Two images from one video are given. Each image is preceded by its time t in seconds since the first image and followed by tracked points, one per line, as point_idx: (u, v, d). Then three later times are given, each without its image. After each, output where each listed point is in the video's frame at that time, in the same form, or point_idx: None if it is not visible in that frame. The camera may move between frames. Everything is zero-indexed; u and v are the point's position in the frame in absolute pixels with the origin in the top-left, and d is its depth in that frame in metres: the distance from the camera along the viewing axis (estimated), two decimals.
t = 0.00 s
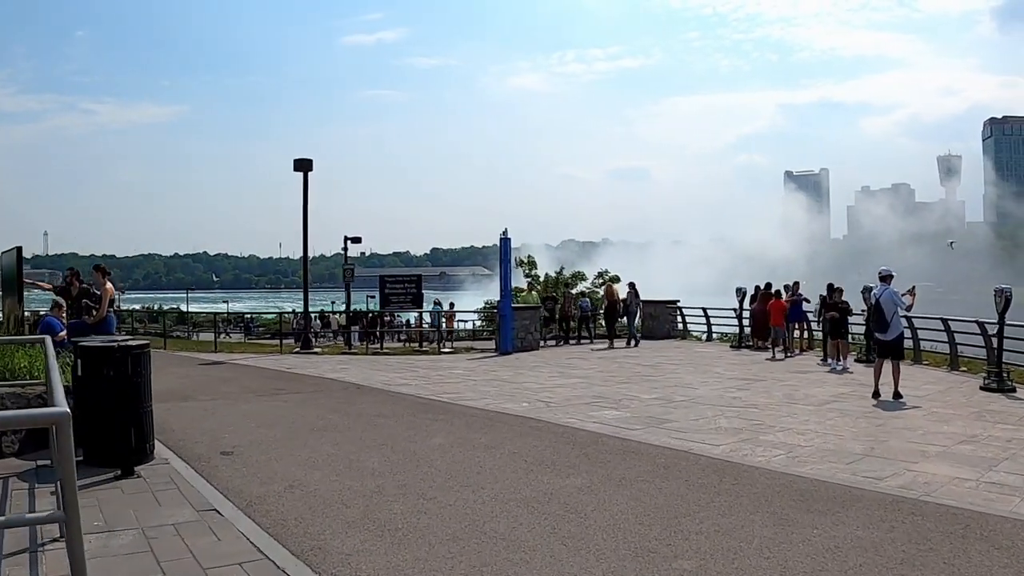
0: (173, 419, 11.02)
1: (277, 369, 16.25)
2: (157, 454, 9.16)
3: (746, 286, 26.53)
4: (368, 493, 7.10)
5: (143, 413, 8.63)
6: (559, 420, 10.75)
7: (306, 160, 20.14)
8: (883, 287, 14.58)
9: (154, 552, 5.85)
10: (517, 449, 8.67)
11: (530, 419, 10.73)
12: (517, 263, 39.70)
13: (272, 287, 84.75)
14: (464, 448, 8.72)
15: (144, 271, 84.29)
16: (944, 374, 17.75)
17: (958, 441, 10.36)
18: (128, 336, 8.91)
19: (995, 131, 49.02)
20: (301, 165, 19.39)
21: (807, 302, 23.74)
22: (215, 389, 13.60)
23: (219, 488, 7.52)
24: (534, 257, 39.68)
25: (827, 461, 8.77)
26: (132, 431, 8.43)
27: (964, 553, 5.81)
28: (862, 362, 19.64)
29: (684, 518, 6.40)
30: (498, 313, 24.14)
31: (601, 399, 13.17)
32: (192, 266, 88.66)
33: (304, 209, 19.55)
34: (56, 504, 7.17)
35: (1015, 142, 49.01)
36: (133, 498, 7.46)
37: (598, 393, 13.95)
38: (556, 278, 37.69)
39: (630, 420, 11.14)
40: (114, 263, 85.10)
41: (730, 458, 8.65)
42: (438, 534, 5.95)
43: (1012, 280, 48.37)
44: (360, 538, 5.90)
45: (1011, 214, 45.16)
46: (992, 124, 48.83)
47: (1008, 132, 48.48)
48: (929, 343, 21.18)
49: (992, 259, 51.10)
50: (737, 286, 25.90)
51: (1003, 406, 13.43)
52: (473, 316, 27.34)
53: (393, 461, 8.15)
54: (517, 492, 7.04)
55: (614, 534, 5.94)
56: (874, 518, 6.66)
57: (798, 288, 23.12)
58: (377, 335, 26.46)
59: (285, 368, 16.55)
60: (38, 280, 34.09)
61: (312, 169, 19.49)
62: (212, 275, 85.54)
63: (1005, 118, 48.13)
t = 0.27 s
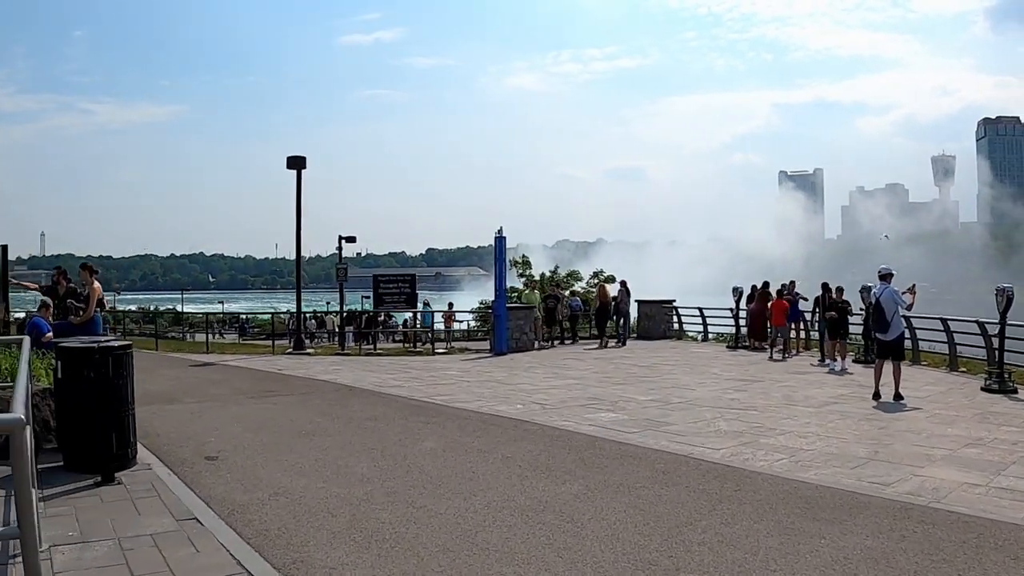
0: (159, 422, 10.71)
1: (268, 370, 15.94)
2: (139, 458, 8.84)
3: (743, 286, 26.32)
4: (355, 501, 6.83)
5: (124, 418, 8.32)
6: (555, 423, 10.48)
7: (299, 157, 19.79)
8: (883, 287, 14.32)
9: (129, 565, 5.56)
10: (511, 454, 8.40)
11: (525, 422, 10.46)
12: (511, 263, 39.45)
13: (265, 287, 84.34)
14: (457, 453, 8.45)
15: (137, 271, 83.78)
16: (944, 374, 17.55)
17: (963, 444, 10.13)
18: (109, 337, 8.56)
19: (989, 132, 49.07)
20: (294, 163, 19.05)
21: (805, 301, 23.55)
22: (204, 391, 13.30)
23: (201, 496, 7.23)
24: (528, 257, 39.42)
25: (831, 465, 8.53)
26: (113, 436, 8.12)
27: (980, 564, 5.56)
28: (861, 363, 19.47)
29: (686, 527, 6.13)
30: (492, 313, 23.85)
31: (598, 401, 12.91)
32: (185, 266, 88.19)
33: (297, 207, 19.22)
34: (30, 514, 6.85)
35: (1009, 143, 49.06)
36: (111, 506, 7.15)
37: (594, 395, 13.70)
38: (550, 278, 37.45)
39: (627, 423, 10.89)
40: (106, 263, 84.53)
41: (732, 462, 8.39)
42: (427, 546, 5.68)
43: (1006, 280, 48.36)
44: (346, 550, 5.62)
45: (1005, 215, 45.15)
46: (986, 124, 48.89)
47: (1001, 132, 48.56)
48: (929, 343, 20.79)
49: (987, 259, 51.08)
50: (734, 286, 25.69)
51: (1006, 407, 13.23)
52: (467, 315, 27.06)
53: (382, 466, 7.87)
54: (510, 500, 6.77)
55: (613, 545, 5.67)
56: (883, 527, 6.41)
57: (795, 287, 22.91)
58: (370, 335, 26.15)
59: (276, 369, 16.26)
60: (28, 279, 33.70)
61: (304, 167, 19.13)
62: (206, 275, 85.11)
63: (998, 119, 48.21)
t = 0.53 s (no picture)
0: (144, 426, 10.38)
1: (260, 372, 15.62)
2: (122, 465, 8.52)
3: (742, 287, 26.06)
4: (343, 512, 6.53)
5: (107, 424, 7.99)
6: (552, 428, 10.19)
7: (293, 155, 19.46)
8: (885, 289, 14.03)
9: None
10: (506, 462, 8.10)
11: (522, 427, 10.16)
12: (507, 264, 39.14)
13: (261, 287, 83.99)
14: (450, 461, 8.15)
15: (133, 271, 83.35)
16: (947, 377, 17.30)
17: (972, 450, 9.86)
18: (90, 340, 8.23)
19: (986, 133, 49.09)
20: (287, 162, 18.73)
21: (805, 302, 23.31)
22: (193, 393, 12.98)
23: (182, 507, 6.91)
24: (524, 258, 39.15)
25: (839, 473, 8.24)
26: (93, 442, 7.79)
27: None
28: (862, 365, 19.26)
29: (690, 542, 5.83)
30: (489, 313, 23.56)
31: (596, 405, 12.63)
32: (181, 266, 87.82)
33: (290, 206, 18.89)
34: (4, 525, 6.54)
35: (1005, 144, 49.04)
36: (88, 517, 6.83)
37: (592, 398, 13.41)
38: (546, 278, 37.19)
39: (627, 428, 10.59)
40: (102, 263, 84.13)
41: (736, 471, 8.10)
42: (417, 562, 5.38)
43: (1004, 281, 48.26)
44: (331, 567, 5.33)
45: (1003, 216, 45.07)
46: (982, 125, 48.88)
47: (998, 133, 48.61)
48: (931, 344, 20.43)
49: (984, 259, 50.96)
50: (733, 286, 25.43)
51: (1013, 411, 12.96)
52: (463, 316, 26.74)
53: (373, 475, 7.57)
54: (505, 512, 6.47)
55: (613, 562, 5.37)
56: (897, 541, 6.12)
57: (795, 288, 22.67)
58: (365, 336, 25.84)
59: (268, 371, 15.93)
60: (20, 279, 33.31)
61: (298, 166, 18.82)
62: (202, 275, 84.69)
63: (995, 120, 48.25)
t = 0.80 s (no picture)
0: (130, 431, 10.05)
1: (252, 375, 15.27)
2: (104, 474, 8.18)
3: (743, 287, 25.75)
4: (331, 527, 6.19)
5: (87, 431, 7.66)
6: (552, 435, 9.86)
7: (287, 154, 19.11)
8: (892, 291, 13.70)
9: None
10: (504, 471, 7.76)
11: (520, 434, 9.84)
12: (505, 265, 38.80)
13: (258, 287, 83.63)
14: (445, 470, 7.81)
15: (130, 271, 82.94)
16: (953, 379, 16.99)
17: (986, 457, 9.55)
18: (69, 345, 7.90)
19: (985, 134, 48.99)
20: (282, 161, 18.38)
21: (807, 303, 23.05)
22: (183, 397, 12.64)
23: (163, 521, 6.57)
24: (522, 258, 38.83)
25: (850, 483, 7.92)
26: (72, 451, 7.46)
27: None
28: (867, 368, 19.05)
29: (698, 560, 5.50)
30: (486, 315, 23.23)
31: (597, 410, 12.30)
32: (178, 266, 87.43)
33: (284, 206, 18.55)
34: None
35: (1005, 144, 48.89)
36: (64, 531, 6.49)
37: (593, 402, 13.08)
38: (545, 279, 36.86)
39: (628, 434, 10.27)
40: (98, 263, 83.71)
41: (744, 481, 7.77)
42: None
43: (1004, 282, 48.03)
44: None
45: (1002, 216, 44.87)
46: (981, 126, 48.75)
47: (997, 133, 48.56)
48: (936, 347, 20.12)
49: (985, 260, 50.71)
50: (734, 287, 25.12)
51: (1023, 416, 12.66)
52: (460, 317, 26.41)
53: (363, 486, 7.22)
54: (502, 526, 6.13)
55: None
56: (916, 558, 5.78)
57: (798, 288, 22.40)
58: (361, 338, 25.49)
59: (260, 373, 15.58)
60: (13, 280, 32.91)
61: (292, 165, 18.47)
62: (199, 276, 84.29)
63: (994, 120, 48.14)
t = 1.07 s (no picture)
0: (114, 434, 9.70)
1: (243, 377, 14.92)
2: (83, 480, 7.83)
3: (743, 288, 25.47)
4: (319, 540, 5.86)
5: (65, 437, 7.32)
6: (551, 441, 9.52)
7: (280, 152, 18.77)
8: (899, 291, 13.40)
9: None
10: (500, 480, 7.43)
11: (518, 439, 9.50)
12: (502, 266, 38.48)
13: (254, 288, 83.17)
14: (440, 479, 7.48)
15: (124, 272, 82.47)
16: (958, 382, 16.70)
17: (1000, 463, 9.23)
18: (44, 347, 7.52)
19: (982, 134, 48.97)
20: (274, 158, 18.05)
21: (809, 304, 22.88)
22: (171, 400, 12.29)
23: (141, 533, 6.23)
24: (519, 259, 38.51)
25: (861, 491, 7.59)
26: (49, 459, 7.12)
27: None
28: (870, 370, 18.87)
29: None
30: (482, 316, 22.90)
31: (597, 414, 11.97)
32: (173, 267, 86.95)
33: (277, 204, 18.21)
34: None
35: (1003, 145, 48.82)
36: (36, 545, 6.13)
37: (592, 406, 12.76)
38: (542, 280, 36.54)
39: (630, 440, 9.94)
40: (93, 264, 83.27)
41: (752, 490, 7.45)
42: None
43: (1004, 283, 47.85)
44: None
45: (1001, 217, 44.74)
46: (980, 127, 48.70)
47: (994, 134, 48.70)
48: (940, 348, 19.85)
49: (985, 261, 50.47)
50: (735, 289, 24.86)
51: None
52: (456, 318, 26.08)
53: (353, 496, 6.89)
54: (499, 539, 5.80)
55: None
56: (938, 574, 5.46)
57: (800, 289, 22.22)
58: (356, 339, 25.14)
59: (252, 376, 15.22)
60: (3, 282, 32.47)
61: (285, 163, 18.14)
62: (194, 277, 83.83)
63: (992, 121, 48.14)
